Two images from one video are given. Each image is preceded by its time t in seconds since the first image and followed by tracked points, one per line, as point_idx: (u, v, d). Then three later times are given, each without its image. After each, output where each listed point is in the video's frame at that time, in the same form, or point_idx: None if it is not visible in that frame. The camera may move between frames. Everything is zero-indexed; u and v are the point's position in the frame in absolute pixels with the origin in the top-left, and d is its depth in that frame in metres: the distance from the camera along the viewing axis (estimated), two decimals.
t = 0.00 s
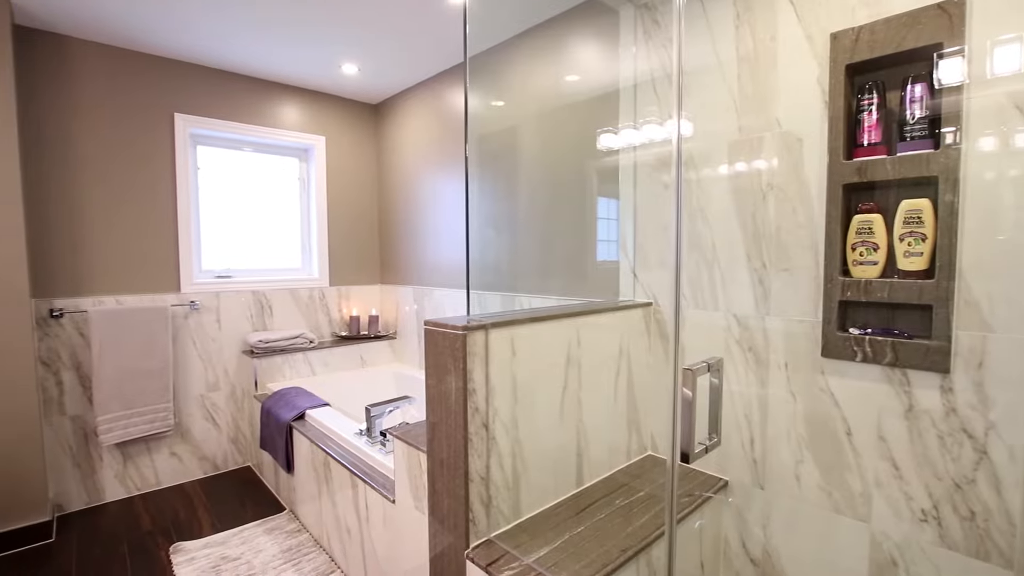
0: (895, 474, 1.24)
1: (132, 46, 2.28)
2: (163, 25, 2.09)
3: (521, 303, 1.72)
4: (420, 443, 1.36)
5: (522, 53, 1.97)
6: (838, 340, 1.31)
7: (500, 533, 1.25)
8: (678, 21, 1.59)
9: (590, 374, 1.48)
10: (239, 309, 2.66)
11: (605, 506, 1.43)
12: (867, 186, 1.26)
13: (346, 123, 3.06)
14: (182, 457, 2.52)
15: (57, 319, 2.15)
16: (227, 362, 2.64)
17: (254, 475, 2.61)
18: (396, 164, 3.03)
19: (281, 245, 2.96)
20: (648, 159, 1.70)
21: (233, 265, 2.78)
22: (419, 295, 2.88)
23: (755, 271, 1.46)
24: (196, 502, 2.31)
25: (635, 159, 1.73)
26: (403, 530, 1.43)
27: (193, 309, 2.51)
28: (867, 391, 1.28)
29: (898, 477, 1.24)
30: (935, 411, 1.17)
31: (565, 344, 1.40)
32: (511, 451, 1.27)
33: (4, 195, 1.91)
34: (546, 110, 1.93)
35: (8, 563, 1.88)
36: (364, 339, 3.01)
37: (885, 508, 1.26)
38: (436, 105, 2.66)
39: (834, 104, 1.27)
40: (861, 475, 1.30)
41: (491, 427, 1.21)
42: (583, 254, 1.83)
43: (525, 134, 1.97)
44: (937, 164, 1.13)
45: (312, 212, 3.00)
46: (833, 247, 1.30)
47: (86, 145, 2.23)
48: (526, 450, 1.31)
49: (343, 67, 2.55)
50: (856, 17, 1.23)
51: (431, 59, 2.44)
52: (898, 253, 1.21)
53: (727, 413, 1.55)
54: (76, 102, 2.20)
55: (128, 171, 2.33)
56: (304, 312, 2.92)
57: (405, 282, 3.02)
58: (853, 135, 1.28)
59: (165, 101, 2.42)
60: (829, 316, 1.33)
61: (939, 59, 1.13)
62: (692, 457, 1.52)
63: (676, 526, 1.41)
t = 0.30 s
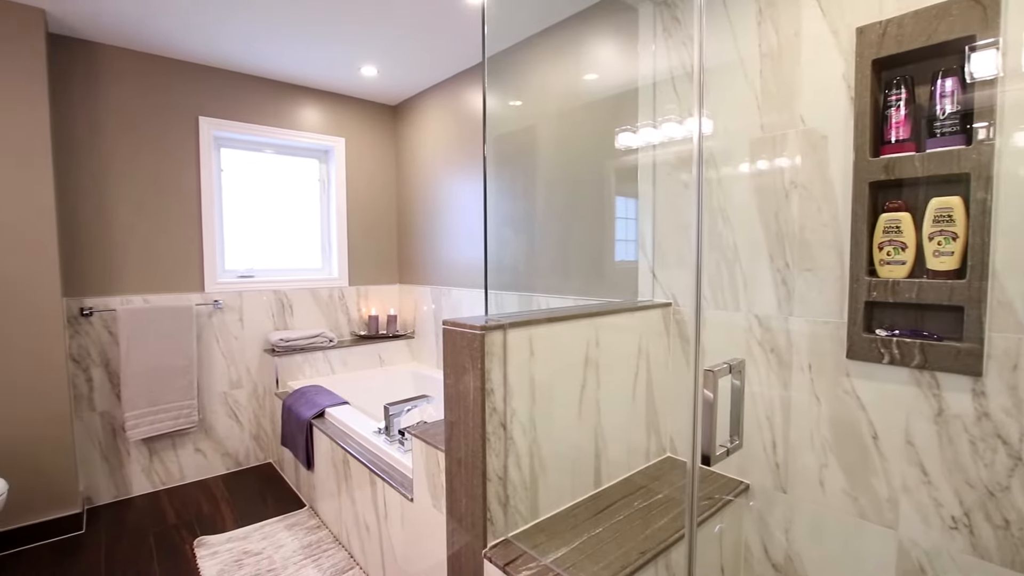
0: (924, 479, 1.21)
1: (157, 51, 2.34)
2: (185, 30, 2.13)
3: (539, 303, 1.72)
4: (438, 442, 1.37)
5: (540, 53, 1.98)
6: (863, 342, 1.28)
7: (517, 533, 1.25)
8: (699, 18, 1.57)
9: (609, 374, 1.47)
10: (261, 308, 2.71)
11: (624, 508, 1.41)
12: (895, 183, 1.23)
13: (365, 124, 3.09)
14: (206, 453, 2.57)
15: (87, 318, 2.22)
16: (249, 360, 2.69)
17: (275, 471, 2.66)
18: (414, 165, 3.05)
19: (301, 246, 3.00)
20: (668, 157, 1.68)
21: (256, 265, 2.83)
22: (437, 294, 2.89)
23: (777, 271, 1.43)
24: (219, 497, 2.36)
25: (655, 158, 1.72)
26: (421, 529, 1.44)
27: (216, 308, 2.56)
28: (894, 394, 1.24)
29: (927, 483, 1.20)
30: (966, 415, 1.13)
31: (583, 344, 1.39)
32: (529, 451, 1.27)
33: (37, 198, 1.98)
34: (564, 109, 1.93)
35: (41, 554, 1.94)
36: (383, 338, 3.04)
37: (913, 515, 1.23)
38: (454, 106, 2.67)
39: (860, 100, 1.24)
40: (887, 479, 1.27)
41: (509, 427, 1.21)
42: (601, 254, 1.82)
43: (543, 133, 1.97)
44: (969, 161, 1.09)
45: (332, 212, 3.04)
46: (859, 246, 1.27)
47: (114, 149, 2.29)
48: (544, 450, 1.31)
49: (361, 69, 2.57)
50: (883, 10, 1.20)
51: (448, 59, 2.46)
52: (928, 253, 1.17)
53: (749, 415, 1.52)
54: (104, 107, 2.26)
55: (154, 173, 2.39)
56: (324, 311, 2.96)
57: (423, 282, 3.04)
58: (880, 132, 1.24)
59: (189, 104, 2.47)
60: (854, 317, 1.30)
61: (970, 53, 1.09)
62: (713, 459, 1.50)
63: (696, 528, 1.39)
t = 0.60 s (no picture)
0: (952, 485, 1.17)
1: (179, 56, 2.39)
2: (205, 34, 2.17)
3: (555, 303, 1.72)
4: (455, 442, 1.37)
5: (555, 52, 1.98)
6: (888, 343, 1.25)
7: (533, 533, 1.25)
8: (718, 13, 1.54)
9: (626, 375, 1.46)
10: (280, 308, 2.75)
11: (641, 510, 1.40)
12: (921, 181, 1.19)
13: (382, 125, 3.11)
14: (226, 450, 2.62)
15: (113, 316, 2.28)
16: (268, 359, 2.73)
17: (293, 469, 2.69)
18: (431, 165, 3.06)
19: (319, 246, 3.04)
20: (686, 156, 1.66)
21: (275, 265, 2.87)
22: (453, 294, 2.90)
23: (798, 271, 1.41)
24: (240, 493, 2.40)
25: (672, 156, 1.70)
26: (437, 528, 1.45)
27: (237, 307, 2.61)
28: (920, 397, 1.21)
29: (955, 489, 1.17)
30: (996, 420, 1.10)
31: (600, 344, 1.39)
32: (545, 451, 1.26)
33: (64, 200, 2.03)
34: (580, 108, 1.92)
35: (68, 546, 1.99)
36: (399, 338, 3.06)
37: (940, 521, 1.20)
38: (470, 106, 2.68)
39: (884, 96, 1.21)
40: (912, 484, 1.24)
41: (525, 427, 1.21)
42: (617, 254, 1.82)
43: (559, 133, 1.97)
44: (999, 157, 1.06)
45: (349, 213, 3.07)
46: (883, 246, 1.24)
47: (139, 151, 2.34)
48: (560, 451, 1.30)
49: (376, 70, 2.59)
50: (909, 3, 1.17)
51: (463, 60, 2.46)
52: (956, 252, 1.14)
53: (769, 418, 1.49)
54: (129, 111, 2.31)
55: (177, 175, 2.44)
56: (342, 310, 2.99)
57: (439, 282, 3.05)
58: (905, 129, 1.21)
59: (210, 107, 2.52)
60: (878, 318, 1.27)
61: (1001, 46, 1.06)
62: (733, 462, 1.47)
63: (715, 532, 1.37)
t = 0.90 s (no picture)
0: (983, 492, 1.14)
1: (201, 60, 2.44)
2: (225, 38, 2.21)
3: (573, 303, 1.72)
4: (473, 441, 1.38)
5: (572, 52, 1.98)
6: (915, 345, 1.21)
7: (550, 534, 1.24)
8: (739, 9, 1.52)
9: (644, 376, 1.45)
10: (300, 307, 2.79)
11: (659, 512, 1.39)
12: (951, 178, 1.16)
13: (400, 126, 3.14)
14: (248, 447, 2.67)
15: (140, 315, 2.34)
16: (288, 358, 2.77)
17: (312, 466, 2.73)
18: (448, 166, 3.07)
19: (338, 246, 3.08)
20: (706, 155, 1.64)
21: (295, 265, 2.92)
22: (470, 294, 2.91)
23: (822, 271, 1.38)
24: (260, 489, 2.44)
25: (692, 155, 1.68)
26: (455, 527, 1.45)
27: (258, 307, 2.65)
28: (949, 401, 1.17)
29: (986, 496, 1.13)
30: None
31: (618, 345, 1.38)
32: (563, 452, 1.26)
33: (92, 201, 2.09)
34: (598, 107, 1.92)
35: (96, 538, 2.05)
36: (417, 338, 3.07)
37: (970, 529, 1.16)
38: (487, 106, 2.68)
39: (911, 92, 1.18)
40: (941, 491, 1.20)
41: (543, 427, 1.21)
42: (635, 253, 1.81)
43: (577, 132, 1.96)
44: None
45: (368, 213, 3.10)
46: (911, 245, 1.21)
47: (163, 154, 2.40)
48: (578, 452, 1.30)
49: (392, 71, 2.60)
50: None
51: (480, 60, 2.47)
52: (987, 251, 1.10)
53: (791, 421, 1.47)
54: (154, 114, 2.37)
55: (200, 177, 2.50)
56: (360, 310, 3.02)
57: (456, 281, 3.07)
58: (934, 125, 1.18)
59: (232, 110, 2.57)
60: (905, 319, 1.23)
61: None
62: (755, 466, 1.44)
63: (735, 535, 1.36)
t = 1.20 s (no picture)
0: (1022, 501, 1.09)
1: (226, 64, 2.49)
2: (248, 43, 2.25)
3: (593, 304, 1.72)
4: (493, 441, 1.38)
5: (591, 51, 1.98)
6: (948, 348, 1.17)
7: (570, 535, 1.24)
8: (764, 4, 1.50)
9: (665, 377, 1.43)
10: (323, 307, 2.84)
11: (680, 516, 1.37)
12: (987, 175, 1.11)
13: (420, 127, 3.16)
14: (272, 444, 2.72)
15: (168, 314, 2.40)
16: (311, 356, 2.81)
17: (334, 463, 2.77)
18: (468, 166, 3.09)
19: (359, 247, 3.11)
20: (728, 153, 1.62)
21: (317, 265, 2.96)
22: (490, 293, 2.92)
23: (849, 271, 1.35)
24: (283, 485, 2.48)
25: (714, 153, 1.66)
26: (474, 526, 1.46)
27: (281, 306, 2.70)
28: (985, 406, 1.13)
29: None
30: None
31: (638, 345, 1.37)
32: (583, 453, 1.25)
33: (121, 203, 2.15)
34: (618, 106, 1.91)
35: (126, 530, 2.12)
36: (436, 337, 3.09)
37: (1008, 539, 1.11)
38: (507, 107, 2.69)
39: (945, 86, 1.14)
40: (976, 499, 1.16)
41: (562, 428, 1.21)
42: (655, 253, 1.79)
43: (597, 131, 1.96)
44: None
45: (388, 214, 3.14)
46: (944, 244, 1.17)
47: (190, 157, 2.46)
48: (598, 453, 1.29)
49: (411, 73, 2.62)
50: None
51: (498, 60, 2.47)
52: None
53: (818, 425, 1.44)
54: (181, 118, 2.43)
55: (225, 180, 2.55)
56: (380, 309, 3.05)
57: (475, 281, 3.08)
58: (970, 120, 1.14)
59: (256, 113, 2.62)
60: (938, 321, 1.19)
61: None
62: (781, 470, 1.41)
63: (760, 540, 1.34)
